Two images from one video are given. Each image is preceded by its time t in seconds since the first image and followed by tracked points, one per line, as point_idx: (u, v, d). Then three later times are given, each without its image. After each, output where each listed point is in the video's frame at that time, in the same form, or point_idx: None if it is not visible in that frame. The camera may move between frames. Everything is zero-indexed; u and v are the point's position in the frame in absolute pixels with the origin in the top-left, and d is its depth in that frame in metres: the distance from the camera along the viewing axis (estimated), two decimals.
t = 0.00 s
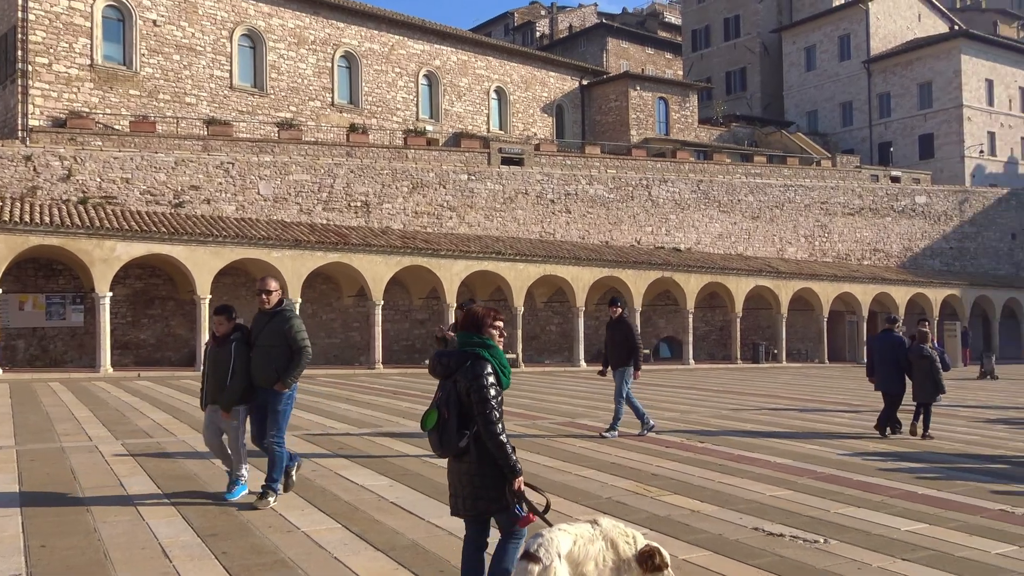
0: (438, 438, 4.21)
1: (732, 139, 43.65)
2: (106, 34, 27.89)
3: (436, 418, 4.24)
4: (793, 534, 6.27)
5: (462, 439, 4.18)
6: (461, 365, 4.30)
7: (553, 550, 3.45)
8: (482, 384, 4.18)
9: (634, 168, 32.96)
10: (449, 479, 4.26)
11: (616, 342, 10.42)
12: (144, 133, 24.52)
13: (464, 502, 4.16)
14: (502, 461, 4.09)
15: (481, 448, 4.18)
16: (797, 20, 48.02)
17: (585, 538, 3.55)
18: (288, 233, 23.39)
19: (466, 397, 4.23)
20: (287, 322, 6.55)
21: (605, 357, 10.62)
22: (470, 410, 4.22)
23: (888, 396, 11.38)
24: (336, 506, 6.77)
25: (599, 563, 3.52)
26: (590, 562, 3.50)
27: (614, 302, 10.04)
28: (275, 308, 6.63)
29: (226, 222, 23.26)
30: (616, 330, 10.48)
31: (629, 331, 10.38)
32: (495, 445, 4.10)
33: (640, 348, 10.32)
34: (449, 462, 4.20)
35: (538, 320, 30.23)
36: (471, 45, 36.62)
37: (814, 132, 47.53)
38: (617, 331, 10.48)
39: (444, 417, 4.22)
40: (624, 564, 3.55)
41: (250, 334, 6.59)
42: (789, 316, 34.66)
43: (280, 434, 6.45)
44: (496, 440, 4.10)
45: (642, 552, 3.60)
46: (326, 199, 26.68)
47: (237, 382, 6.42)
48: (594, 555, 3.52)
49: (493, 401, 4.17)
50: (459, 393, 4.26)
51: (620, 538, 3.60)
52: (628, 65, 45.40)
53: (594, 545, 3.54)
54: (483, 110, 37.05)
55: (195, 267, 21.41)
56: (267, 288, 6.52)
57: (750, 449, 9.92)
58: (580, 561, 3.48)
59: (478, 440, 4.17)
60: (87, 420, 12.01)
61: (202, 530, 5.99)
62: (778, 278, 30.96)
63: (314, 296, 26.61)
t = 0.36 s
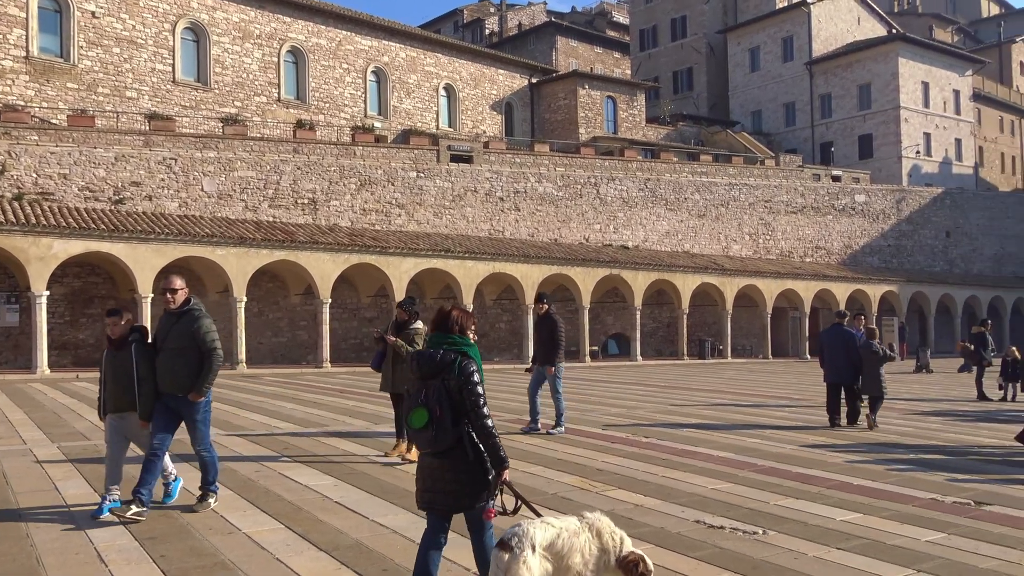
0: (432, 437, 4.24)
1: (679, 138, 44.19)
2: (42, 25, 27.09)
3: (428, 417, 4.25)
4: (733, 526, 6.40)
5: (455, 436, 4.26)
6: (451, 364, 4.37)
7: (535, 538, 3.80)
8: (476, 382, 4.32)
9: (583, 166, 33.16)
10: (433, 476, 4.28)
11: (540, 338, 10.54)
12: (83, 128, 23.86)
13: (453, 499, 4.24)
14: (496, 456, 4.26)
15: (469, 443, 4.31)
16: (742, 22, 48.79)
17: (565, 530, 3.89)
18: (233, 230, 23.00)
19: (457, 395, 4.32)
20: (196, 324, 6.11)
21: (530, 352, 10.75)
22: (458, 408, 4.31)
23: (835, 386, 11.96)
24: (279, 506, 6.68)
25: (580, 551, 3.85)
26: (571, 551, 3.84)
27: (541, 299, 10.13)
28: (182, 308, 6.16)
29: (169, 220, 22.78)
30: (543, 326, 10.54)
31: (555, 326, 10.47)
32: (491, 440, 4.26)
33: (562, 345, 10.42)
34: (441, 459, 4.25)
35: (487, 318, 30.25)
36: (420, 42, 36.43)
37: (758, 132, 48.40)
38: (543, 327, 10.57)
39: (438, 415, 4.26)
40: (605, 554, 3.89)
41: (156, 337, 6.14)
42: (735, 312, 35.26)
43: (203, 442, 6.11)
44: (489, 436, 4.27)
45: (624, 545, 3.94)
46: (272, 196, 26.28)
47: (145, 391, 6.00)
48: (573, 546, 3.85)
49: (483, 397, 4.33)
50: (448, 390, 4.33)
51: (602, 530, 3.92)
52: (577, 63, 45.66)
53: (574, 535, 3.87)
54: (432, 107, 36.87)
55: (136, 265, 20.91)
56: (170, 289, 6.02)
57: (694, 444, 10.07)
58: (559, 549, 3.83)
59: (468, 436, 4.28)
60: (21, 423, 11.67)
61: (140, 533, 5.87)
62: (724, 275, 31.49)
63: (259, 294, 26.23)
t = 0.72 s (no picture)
0: (409, 430, 4.37)
1: (610, 138, 44.71)
2: None
3: (406, 411, 4.39)
4: (657, 519, 6.53)
5: (431, 430, 4.42)
6: (425, 360, 4.52)
7: (500, 524, 3.99)
8: (450, 378, 4.49)
9: (514, 164, 33.27)
10: (407, 468, 4.42)
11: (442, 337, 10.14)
12: None
13: (427, 490, 4.39)
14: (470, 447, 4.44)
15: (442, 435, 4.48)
16: (671, 24, 49.62)
17: (531, 519, 4.07)
18: (156, 227, 22.35)
19: (431, 390, 4.48)
20: (66, 318, 5.60)
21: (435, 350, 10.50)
22: (432, 403, 4.47)
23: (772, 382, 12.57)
24: (201, 510, 6.53)
25: (541, 541, 4.04)
26: (532, 538, 4.04)
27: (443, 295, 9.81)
28: (53, 301, 5.66)
29: (88, 215, 22.01)
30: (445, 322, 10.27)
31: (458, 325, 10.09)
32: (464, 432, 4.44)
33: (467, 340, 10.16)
34: (416, 452, 4.39)
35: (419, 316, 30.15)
36: (351, 37, 36.00)
37: (687, 133, 49.35)
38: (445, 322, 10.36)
39: (414, 409, 4.41)
40: (565, 546, 4.09)
41: (25, 332, 5.69)
42: (664, 310, 35.89)
43: (63, 450, 5.56)
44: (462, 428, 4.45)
45: (584, 539, 4.16)
46: (197, 192, 25.63)
47: (7, 389, 5.58)
48: (536, 536, 4.04)
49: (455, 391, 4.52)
50: (421, 386, 4.48)
51: (566, 526, 4.10)
52: (510, 62, 45.78)
53: (540, 525, 4.06)
54: (363, 103, 36.48)
55: (52, 262, 20.13)
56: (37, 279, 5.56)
57: (622, 440, 10.22)
58: (522, 535, 4.03)
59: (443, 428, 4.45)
60: None
61: (52, 540, 5.66)
62: (653, 273, 32.02)
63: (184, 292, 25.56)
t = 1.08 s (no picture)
0: (354, 425, 4.58)
1: (539, 136, 44.95)
2: None
3: (352, 406, 4.59)
4: (582, 513, 6.63)
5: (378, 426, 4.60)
6: (378, 360, 4.70)
7: (473, 514, 4.27)
8: (401, 377, 4.64)
9: (443, 162, 33.17)
10: (356, 461, 4.62)
11: (344, 334, 9.79)
12: None
13: (370, 483, 4.58)
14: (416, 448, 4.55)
15: (390, 433, 4.64)
16: (600, 25, 50.17)
17: (499, 509, 4.36)
18: (71, 221, 21.50)
19: (383, 388, 4.66)
20: None
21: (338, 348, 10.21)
22: (383, 400, 4.65)
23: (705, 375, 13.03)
24: (115, 514, 6.34)
25: (511, 528, 4.34)
26: (504, 528, 4.33)
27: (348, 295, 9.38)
28: None
29: None
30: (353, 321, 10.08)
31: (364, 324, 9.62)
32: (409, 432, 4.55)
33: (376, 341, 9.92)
34: (362, 447, 4.59)
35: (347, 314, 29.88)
36: (277, 29, 35.28)
37: (614, 132, 50.02)
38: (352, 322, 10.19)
39: (361, 405, 4.60)
40: (533, 531, 4.41)
41: None
42: (592, 307, 36.33)
43: None
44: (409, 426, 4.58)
45: (550, 524, 4.49)
46: (114, 185, 24.76)
47: None
48: (506, 524, 4.33)
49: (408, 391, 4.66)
50: (373, 383, 4.67)
51: (533, 513, 4.41)
52: (439, 58, 45.59)
53: (509, 514, 4.35)
54: (290, 97, 35.83)
55: None
56: None
57: (549, 436, 10.33)
58: (494, 524, 4.31)
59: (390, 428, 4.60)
60: None
61: None
62: (581, 271, 32.37)
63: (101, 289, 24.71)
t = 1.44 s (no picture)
0: (317, 415, 4.72)
1: (473, 134, 44.89)
2: None
3: (317, 397, 4.73)
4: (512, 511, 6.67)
5: (342, 418, 4.75)
6: (345, 355, 4.82)
7: (441, 503, 4.41)
8: (364, 374, 4.77)
9: (376, 158, 32.87)
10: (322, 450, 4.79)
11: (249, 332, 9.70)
12: None
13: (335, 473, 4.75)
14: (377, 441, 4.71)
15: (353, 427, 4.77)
16: (534, 24, 50.40)
17: (465, 496, 4.50)
18: None
19: (347, 382, 4.79)
20: None
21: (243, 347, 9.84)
22: (347, 394, 4.78)
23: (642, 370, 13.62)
24: (28, 519, 6.11)
25: (477, 515, 4.49)
26: (470, 515, 4.48)
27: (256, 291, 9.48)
28: None
29: None
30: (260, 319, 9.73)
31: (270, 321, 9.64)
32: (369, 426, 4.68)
33: (288, 337, 9.62)
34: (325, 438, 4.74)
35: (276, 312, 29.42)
36: (205, 19, 34.40)
37: (548, 132, 50.35)
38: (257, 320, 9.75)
39: (325, 396, 4.74)
40: (497, 518, 4.59)
41: None
42: (526, 306, 36.51)
43: None
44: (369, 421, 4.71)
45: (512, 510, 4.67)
46: (31, 177, 23.77)
47: None
48: (473, 511, 4.49)
49: (372, 386, 4.78)
50: (340, 377, 4.81)
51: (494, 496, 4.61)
52: (373, 54, 45.12)
53: (476, 501, 4.50)
54: (219, 90, 35.00)
55: None
56: None
57: (481, 434, 10.36)
58: (461, 512, 4.46)
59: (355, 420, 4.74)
60: None
61: None
62: (514, 270, 32.46)
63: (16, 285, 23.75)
